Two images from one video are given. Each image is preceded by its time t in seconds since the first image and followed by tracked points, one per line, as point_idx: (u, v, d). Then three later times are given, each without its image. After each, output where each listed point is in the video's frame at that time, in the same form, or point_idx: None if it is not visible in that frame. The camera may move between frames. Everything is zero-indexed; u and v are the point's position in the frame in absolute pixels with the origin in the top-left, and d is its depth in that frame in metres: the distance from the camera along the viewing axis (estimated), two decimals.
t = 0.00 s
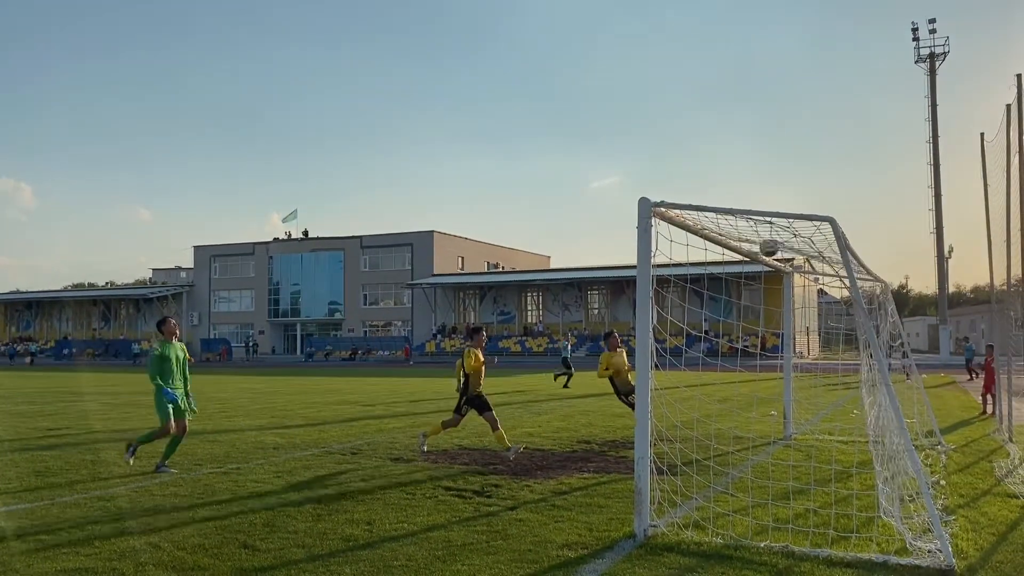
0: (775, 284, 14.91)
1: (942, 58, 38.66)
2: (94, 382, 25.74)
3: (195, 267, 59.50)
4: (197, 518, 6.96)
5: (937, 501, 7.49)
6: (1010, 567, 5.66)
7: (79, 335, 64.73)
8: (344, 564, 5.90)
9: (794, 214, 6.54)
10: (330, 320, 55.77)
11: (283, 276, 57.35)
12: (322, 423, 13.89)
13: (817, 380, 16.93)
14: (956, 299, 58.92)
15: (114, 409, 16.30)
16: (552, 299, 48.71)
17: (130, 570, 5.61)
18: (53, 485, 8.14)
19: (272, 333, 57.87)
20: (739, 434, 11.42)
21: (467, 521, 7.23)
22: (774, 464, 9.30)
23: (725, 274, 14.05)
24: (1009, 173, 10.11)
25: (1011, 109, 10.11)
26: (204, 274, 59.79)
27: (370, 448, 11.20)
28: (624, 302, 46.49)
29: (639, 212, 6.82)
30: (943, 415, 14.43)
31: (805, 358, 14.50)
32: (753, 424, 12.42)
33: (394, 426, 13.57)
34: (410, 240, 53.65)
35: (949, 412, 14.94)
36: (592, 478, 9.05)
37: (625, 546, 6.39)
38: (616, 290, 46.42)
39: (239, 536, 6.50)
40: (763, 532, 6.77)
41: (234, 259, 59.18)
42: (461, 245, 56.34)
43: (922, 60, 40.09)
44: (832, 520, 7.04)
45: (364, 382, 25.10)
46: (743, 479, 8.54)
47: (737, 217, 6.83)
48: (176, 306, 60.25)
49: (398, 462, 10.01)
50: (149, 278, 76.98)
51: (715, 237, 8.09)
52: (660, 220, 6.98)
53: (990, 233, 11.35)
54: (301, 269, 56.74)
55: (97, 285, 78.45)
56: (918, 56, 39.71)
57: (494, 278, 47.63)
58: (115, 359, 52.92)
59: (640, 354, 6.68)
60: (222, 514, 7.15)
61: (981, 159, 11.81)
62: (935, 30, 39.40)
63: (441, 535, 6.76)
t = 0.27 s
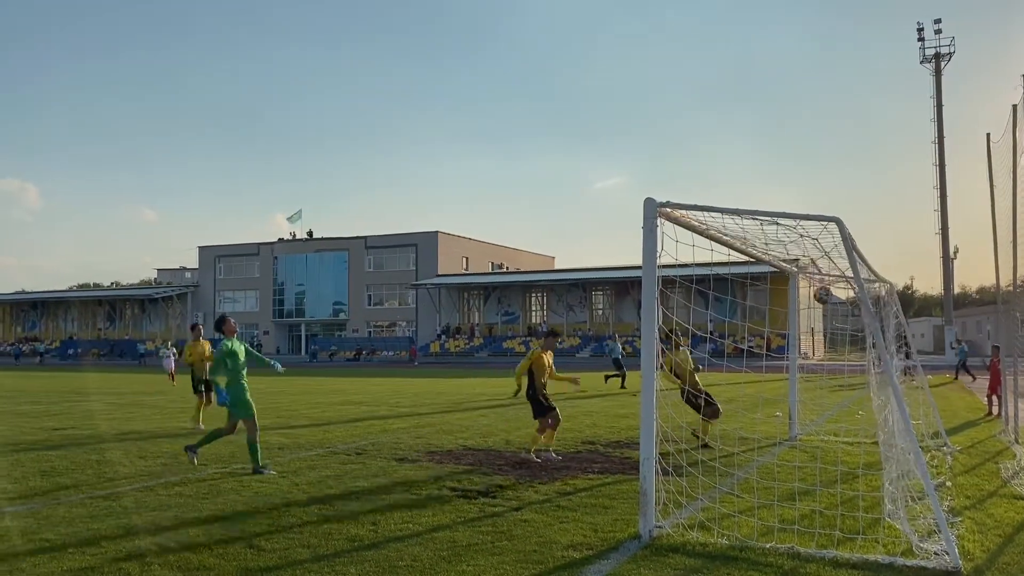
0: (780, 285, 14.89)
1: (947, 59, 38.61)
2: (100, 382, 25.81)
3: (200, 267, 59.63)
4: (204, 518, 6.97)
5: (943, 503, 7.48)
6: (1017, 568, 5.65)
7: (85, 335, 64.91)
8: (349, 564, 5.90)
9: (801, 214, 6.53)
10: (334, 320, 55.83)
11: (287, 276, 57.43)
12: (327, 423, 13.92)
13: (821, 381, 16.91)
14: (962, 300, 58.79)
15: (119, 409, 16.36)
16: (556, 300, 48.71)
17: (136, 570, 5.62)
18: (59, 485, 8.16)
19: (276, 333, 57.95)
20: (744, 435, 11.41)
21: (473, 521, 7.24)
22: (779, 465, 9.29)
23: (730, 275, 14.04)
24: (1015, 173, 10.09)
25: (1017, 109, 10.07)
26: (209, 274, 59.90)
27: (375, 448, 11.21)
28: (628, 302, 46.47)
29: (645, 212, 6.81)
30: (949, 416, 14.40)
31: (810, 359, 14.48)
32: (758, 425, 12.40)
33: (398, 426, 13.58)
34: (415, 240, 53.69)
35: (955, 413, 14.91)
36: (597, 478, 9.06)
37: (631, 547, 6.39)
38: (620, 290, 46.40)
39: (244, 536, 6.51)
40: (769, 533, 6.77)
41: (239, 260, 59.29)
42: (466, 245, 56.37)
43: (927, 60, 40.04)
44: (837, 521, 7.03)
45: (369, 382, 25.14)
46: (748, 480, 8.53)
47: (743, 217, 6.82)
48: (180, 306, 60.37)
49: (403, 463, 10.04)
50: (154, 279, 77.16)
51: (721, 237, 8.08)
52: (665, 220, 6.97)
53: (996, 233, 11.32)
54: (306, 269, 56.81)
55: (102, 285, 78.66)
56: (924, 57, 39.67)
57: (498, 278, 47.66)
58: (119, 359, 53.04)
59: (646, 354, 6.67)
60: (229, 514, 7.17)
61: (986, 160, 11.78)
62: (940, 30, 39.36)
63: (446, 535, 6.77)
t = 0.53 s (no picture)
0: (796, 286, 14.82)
1: (965, 57, 38.33)
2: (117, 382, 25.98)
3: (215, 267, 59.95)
4: (221, 518, 7.00)
5: (962, 505, 7.40)
6: None
7: (102, 335, 65.38)
8: (365, 564, 5.91)
9: (817, 215, 6.48)
10: (348, 320, 55.99)
11: (302, 277, 57.64)
12: (342, 423, 13.95)
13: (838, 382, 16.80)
14: (979, 301, 58.29)
15: (135, 408, 16.45)
16: (570, 300, 48.66)
17: (153, 568, 5.65)
18: (77, 484, 8.22)
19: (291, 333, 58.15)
20: (759, 436, 11.35)
21: (488, 522, 7.24)
22: (795, 466, 9.23)
23: (746, 275, 13.97)
24: None
25: None
26: (224, 274, 60.22)
27: (390, 449, 11.22)
28: (642, 303, 46.36)
29: (660, 212, 6.79)
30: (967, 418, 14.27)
31: (826, 360, 14.39)
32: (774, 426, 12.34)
33: (413, 426, 13.59)
34: (429, 241, 53.76)
35: (973, 414, 14.78)
36: (612, 479, 9.03)
37: (646, 548, 6.37)
38: (634, 291, 46.30)
39: (260, 535, 6.54)
40: (785, 534, 6.72)
41: (254, 260, 59.57)
42: (479, 245, 56.40)
43: (944, 59, 39.77)
44: (854, 523, 6.98)
45: (383, 382, 25.19)
46: (764, 481, 8.48)
47: (759, 217, 6.79)
48: (196, 306, 60.72)
49: (418, 463, 10.05)
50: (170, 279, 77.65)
51: (738, 237, 8.04)
52: (681, 221, 6.95)
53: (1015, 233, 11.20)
54: (320, 270, 57.01)
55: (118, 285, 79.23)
56: (940, 56, 39.39)
57: (512, 279, 47.66)
58: (136, 359, 53.38)
59: (661, 354, 6.65)
60: (245, 513, 7.19)
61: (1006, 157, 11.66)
62: (957, 29, 39.09)
63: (461, 535, 6.77)
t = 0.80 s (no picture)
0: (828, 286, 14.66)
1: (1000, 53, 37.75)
2: (150, 382, 26.34)
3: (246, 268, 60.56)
4: (253, 516, 7.07)
5: (999, 509, 7.27)
6: None
7: (135, 335, 66.33)
8: (395, 564, 5.93)
9: (850, 214, 6.41)
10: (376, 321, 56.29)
11: (331, 277, 58.04)
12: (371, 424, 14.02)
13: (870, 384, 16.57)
14: (1014, 301, 57.32)
15: (167, 408, 16.66)
16: (598, 301, 48.55)
17: (188, 566, 5.71)
18: (112, 482, 8.34)
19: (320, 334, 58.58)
20: (790, 438, 11.25)
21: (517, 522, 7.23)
22: (827, 469, 9.13)
23: (776, 276, 13.86)
24: None
25: None
26: (255, 275, 60.82)
27: (419, 449, 11.26)
28: (671, 303, 46.13)
29: (690, 212, 6.75)
30: (1003, 420, 14.02)
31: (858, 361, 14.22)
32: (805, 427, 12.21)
33: (441, 427, 13.62)
34: (457, 241, 53.90)
35: (1009, 417, 14.51)
36: (642, 480, 9.00)
37: (676, 550, 6.33)
38: (662, 291, 46.09)
39: (292, 534, 6.59)
40: (817, 537, 6.65)
41: (284, 261, 60.09)
42: (507, 246, 56.47)
43: (979, 56, 39.19)
44: (888, 526, 6.88)
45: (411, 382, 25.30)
46: (796, 483, 8.39)
47: (790, 217, 6.72)
48: (227, 307, 61.38)
49: (446, 463, 10.08)
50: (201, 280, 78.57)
51: (768, 237, 7.98)
52: (711, 220, 6.91)
53: None
54: (349, 271, 57.37)
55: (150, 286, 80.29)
56: (975, 52, 38.83)
57: (539, 279, 47.65)
58: (168, 359, 54.07)
59: (691, 355, 6.61)
60: (277, 512, 7.25)
61: None
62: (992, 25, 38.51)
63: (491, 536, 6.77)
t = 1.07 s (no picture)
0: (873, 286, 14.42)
1: None
2: (194, 382, 26.80)
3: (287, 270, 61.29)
4: (295, 515, 7.14)
5: None
6: None
7: (178, 335, 67.48)
8: (436, 563, 5.94)
9: (898, 212, 6.29)
10: (415, 321, 56.57)
11: (370, 278, 58.50)
12: (411, 424, 14.11)
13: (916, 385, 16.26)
14: None
15: (211, 407, 16.93)
16: (636, 302, 48.29)
17: (233, 563, 5.79)
18: (159, 480, 8.49)
19: (359, 334, 59.06)
20: (834, 440, 11.08)
21: (557, 523, 7.21)
22: (874, 471, 8.97)
23: (820, 276, 13.66)
24: None
25: None
26: (295, 277, 61.54)
27: (458, 449, 11.29)
28: (709, 303, 45.74)
29: (732, 211, 6.69)
30: None
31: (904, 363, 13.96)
32: (849, 429, 12.03)
33: (480, 427, 13.64)
34: (494, 242, 53.98)
35: None
36: (683, 482, 8.93)
37: (718, 552, 6.27)
38: (701, 291, 45.72)
39: (334, 533, 6.65)
40: (863, 541, 6.54)
41: (323, 263, 60.71)
42: (544, 246, 56.43)
43: None
44: (937, 531, 6.74)
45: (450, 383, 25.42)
46: (840, 486, 8.26)
47: (834, 215, 6.63)
48: (268, 308, 62.18)
49: (484, 463, 10.11)
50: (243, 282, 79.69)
51: (813, 237, 7.87)
52: (753, 220, 6.84)
53: None
54: (387, 272, 57.77)
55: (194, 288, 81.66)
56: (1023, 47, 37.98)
57: (577, 280, 47.54)
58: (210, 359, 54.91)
59: (733, 355, 6.53)
60: (319, 511, 7.32)
61: None
62: None
63: (532, 536, 6.76)
